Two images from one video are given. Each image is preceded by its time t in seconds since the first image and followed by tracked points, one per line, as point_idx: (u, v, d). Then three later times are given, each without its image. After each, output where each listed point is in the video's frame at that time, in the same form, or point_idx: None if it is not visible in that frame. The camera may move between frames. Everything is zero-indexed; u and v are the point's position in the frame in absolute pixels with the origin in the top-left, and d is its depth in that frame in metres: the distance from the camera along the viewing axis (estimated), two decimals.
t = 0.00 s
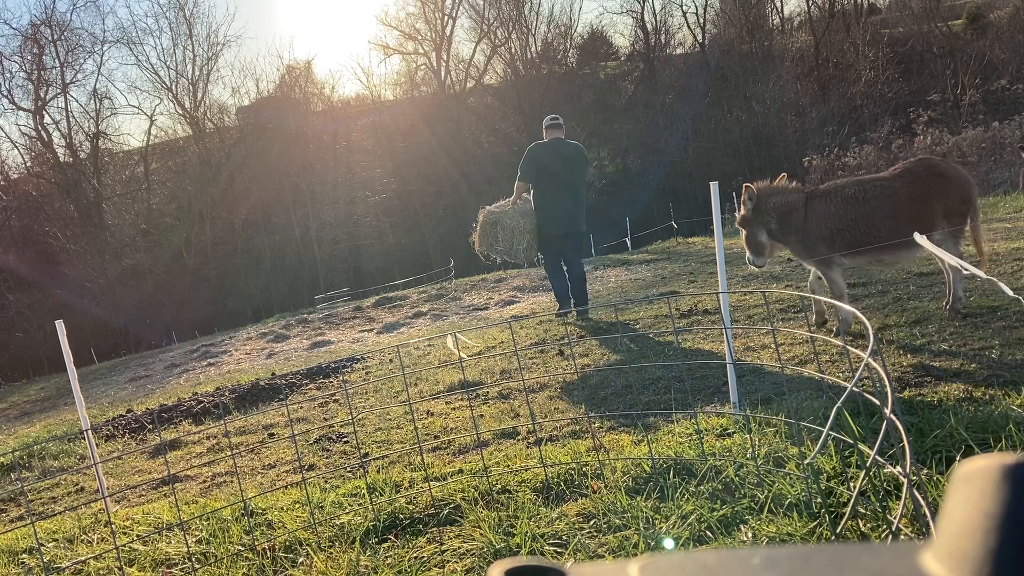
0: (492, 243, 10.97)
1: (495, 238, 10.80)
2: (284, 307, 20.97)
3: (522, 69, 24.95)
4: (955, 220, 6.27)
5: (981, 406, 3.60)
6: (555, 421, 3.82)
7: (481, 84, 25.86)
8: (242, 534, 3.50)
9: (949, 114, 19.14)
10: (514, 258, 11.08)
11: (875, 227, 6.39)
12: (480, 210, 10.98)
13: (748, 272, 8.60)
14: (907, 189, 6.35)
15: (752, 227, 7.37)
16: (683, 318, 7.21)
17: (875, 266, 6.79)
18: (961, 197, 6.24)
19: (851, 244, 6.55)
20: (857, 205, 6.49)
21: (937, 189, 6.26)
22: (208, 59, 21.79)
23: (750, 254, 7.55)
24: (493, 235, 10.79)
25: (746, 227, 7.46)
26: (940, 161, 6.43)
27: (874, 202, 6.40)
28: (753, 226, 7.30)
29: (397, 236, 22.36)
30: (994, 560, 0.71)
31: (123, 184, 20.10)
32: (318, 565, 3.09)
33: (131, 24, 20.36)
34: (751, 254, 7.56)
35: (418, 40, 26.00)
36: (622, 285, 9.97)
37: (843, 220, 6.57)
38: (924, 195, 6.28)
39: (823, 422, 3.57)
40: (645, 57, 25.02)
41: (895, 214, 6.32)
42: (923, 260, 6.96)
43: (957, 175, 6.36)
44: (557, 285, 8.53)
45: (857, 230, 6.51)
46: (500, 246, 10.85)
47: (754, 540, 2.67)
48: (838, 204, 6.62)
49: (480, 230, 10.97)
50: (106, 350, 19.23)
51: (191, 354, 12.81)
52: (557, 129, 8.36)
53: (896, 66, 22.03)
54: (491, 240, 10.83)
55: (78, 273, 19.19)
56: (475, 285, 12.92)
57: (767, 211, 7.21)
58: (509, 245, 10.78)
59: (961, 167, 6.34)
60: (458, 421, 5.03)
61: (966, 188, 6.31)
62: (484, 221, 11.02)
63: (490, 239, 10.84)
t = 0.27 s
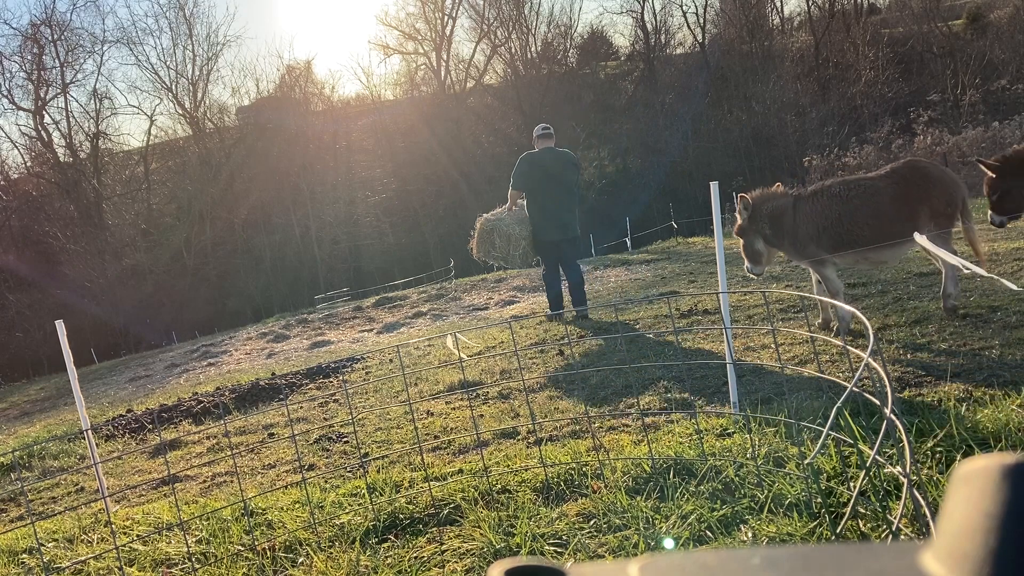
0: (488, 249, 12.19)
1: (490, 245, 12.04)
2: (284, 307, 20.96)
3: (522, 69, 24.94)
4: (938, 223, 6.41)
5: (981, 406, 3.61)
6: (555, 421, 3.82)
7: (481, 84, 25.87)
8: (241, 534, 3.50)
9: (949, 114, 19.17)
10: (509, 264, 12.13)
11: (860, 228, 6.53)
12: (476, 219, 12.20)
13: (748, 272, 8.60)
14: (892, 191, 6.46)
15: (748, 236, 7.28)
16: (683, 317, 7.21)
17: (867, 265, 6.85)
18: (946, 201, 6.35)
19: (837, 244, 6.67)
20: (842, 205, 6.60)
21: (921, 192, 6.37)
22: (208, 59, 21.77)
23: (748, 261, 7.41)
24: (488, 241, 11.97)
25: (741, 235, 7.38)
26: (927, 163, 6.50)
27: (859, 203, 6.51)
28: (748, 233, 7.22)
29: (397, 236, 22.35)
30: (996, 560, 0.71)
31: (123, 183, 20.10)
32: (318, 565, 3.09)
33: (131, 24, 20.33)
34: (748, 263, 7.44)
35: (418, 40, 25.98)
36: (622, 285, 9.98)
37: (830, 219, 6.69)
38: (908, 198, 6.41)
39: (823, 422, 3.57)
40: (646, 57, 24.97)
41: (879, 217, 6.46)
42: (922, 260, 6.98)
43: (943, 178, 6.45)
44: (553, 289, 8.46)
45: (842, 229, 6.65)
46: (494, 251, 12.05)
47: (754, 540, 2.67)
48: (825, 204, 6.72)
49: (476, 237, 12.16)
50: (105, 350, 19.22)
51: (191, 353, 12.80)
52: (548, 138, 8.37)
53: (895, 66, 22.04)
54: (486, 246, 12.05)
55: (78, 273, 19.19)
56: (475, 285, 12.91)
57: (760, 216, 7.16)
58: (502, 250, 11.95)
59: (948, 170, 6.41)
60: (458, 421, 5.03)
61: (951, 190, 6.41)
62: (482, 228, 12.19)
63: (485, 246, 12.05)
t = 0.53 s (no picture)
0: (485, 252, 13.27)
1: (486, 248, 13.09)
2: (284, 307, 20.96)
3: (522, 69, 24.94)
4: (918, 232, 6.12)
5: (981, 406, 3.61)
6: (555, 421, 3.82)
7: (481, 84, 25.89)
8: (242, 534, 3.50)
9: (949, 114, 19.15)
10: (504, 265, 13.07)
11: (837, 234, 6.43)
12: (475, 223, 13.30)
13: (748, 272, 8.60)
14: (872, 200, 6.28)
15: (744, 240, 7.34)
16: (683, 318, 7.21)
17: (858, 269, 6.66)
18: (927, 211, 6.06)
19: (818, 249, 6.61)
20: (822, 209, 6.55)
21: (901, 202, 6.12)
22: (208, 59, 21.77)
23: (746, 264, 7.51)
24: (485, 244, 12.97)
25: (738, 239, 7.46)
26: (916, 171, 6.21)
27: (837, 210, 6.41)
28: (744, 236, 7.29)
29: (397, 236, 22.34)
30: (995, 561, 0.71)
31: (123, 183, 20.09)
32: (317, 565, 3.09)
33: (131, 24, 20.33)
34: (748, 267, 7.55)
35: (418, 40, 26.02)
36: (622, 285, 9.97)
37: (812, 224, 6.64)
38: (887, 208, 6.19)
39: (823, 422, 3.57)
40: (646, 57, 24.96)
41: (855, 224, 6.32)
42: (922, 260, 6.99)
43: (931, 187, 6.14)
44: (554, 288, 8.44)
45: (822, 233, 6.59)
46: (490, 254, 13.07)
47: (754, 540, 2.67)
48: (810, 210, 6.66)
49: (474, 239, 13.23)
50: (105, 350, 19.20)
51: (191, 353, 12.80)
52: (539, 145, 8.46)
53: (896, 66, 22.04)
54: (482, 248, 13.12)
55: (78, 273, 19.19)
56: (475, 285, 12.91)
57: (754, 218, 7.19)
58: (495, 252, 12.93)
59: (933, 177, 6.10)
60: (458, 421, 5.04)
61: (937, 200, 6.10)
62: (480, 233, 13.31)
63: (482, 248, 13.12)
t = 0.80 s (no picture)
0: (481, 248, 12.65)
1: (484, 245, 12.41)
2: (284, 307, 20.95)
3: (522, 69, 24.93)
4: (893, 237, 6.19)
5: (981, 406, 3.61)
6: (555, 421, 3.82)
7: (481, 83, 25.91)
8: (241, 534, 3.49)
9: (949, 114, 19.16)
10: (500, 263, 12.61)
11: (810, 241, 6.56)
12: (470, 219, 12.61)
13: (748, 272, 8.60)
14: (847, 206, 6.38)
15: (740, 238, 7.27)
16: (683, 318, 7.20)
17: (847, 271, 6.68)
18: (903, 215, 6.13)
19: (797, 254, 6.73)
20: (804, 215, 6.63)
21: (871, 208, 6.22)
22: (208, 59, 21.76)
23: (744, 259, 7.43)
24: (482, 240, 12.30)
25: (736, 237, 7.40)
26: (889, 176, 6.29)
27: (810, 217, 6.53)
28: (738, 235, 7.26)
29: (397, 236, 22.33)
30: (995, 560, 0.71)
31: (123, 183, 20.09)
32: (317, 565, 3.09)
33: (131, 24, 20.33)
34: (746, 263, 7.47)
35: (418, 40, 26.05)
36: (622, 285, 9.97)
37: (790, 231, 6.75)
38: (859, 213, 6.29)
39: (823, 422, 3.57)
40: (646, 57, 24.96)
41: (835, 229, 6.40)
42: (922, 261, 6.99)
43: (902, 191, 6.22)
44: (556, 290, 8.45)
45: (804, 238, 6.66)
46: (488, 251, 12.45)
47: (754, 540, 2.67)
48: (787, 216, 6.79)
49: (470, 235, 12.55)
50: (105, 350, 19.19)
51: (190, 354, 12.80)
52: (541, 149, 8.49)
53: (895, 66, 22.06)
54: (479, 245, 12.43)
55: (78, 273, 19.19)
56: (475, 285, 12.91)
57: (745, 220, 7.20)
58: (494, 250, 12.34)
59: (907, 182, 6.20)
60: (458, 421, 5.03)
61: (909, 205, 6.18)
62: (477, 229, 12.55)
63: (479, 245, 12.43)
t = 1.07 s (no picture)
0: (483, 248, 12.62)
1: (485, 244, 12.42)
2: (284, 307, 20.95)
3: (522, 69, 24.91)
4: (868, 240, 6.17)
5: (981, 406, 3.61)
6: (555, 421, 3.82)
7: (481, 83, 25.92)
8: (241, 534, 3.49)
9: (949, 114, 19.17)
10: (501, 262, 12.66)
11: (788, 244, 6.66)
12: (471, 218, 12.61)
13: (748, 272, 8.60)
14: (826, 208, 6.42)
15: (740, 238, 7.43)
16: (683, 317, 7.21)
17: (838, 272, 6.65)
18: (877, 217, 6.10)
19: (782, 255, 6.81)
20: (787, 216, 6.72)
21: (845, 209, 6.24)
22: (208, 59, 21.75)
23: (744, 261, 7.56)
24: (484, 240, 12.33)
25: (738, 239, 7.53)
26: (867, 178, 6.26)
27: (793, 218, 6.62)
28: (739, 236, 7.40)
29: (397, 235, 22.32)
30: (993, 560, 0.72)
31: (123, 183, 20.08)
32: (317, 564, 3.09)
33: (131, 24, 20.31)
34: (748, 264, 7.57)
35: (418, 40, 26.06)
36: (622, 285, 9.97)
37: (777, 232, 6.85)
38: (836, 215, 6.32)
39: (823, 423, 3.57)
40: (646, 57, 24.96)
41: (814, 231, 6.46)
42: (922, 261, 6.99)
43: (877, 192, 6.18)
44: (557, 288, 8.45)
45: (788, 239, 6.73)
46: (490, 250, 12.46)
47: (754, 540, 2.67)
48: (772, 221, 6.91)
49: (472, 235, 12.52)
50: (105, 350, 19.19)
51: (190, 354, 12.80)
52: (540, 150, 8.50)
53: (896, 66, 22.06)
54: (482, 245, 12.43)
55: (78, 273, 19.19)
56: (475, 285, 12.90)
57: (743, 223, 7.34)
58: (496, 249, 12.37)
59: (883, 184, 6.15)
60: (458, 421, 5.04)
61: (883, 206, 6.11)
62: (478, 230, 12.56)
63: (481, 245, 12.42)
